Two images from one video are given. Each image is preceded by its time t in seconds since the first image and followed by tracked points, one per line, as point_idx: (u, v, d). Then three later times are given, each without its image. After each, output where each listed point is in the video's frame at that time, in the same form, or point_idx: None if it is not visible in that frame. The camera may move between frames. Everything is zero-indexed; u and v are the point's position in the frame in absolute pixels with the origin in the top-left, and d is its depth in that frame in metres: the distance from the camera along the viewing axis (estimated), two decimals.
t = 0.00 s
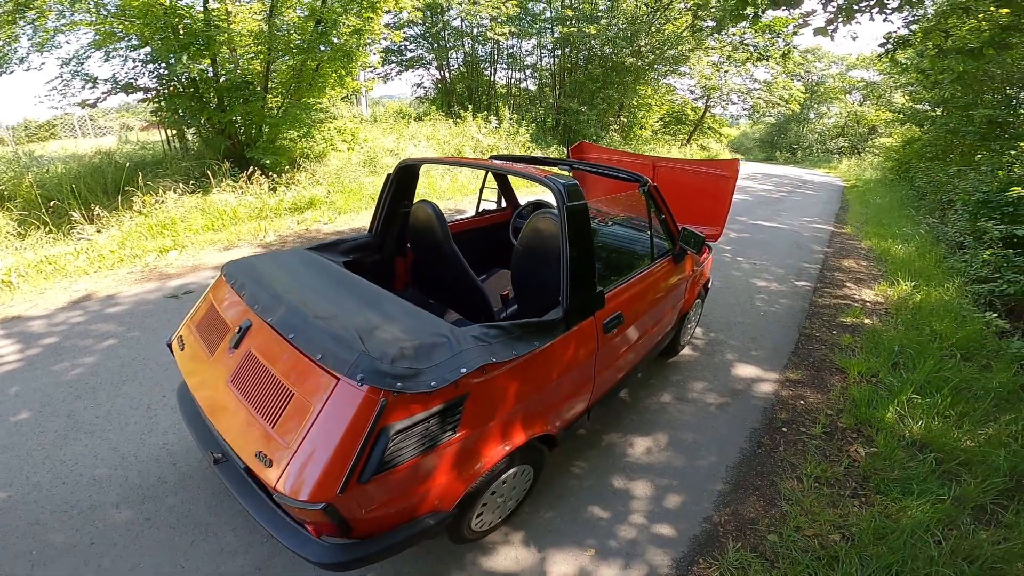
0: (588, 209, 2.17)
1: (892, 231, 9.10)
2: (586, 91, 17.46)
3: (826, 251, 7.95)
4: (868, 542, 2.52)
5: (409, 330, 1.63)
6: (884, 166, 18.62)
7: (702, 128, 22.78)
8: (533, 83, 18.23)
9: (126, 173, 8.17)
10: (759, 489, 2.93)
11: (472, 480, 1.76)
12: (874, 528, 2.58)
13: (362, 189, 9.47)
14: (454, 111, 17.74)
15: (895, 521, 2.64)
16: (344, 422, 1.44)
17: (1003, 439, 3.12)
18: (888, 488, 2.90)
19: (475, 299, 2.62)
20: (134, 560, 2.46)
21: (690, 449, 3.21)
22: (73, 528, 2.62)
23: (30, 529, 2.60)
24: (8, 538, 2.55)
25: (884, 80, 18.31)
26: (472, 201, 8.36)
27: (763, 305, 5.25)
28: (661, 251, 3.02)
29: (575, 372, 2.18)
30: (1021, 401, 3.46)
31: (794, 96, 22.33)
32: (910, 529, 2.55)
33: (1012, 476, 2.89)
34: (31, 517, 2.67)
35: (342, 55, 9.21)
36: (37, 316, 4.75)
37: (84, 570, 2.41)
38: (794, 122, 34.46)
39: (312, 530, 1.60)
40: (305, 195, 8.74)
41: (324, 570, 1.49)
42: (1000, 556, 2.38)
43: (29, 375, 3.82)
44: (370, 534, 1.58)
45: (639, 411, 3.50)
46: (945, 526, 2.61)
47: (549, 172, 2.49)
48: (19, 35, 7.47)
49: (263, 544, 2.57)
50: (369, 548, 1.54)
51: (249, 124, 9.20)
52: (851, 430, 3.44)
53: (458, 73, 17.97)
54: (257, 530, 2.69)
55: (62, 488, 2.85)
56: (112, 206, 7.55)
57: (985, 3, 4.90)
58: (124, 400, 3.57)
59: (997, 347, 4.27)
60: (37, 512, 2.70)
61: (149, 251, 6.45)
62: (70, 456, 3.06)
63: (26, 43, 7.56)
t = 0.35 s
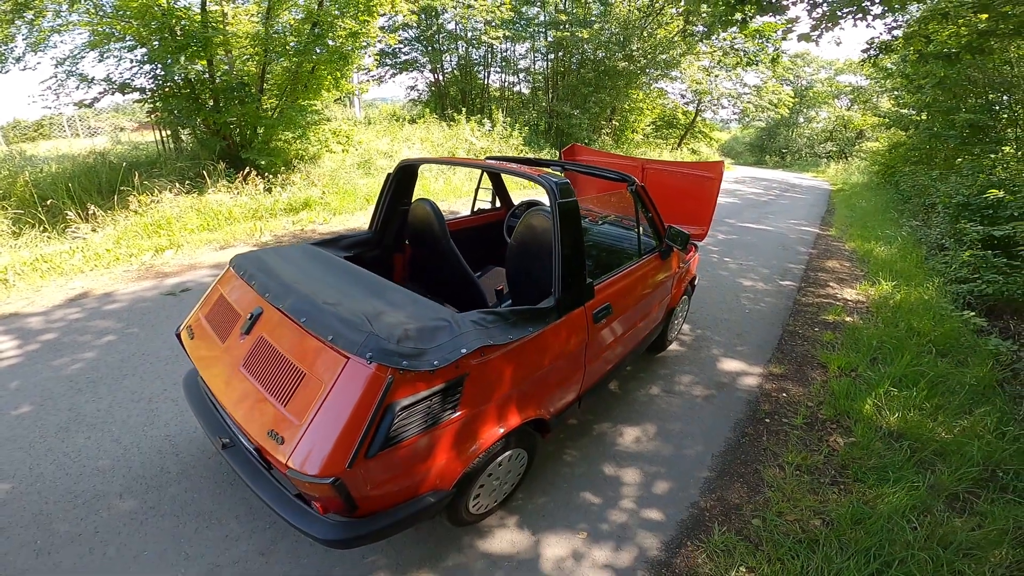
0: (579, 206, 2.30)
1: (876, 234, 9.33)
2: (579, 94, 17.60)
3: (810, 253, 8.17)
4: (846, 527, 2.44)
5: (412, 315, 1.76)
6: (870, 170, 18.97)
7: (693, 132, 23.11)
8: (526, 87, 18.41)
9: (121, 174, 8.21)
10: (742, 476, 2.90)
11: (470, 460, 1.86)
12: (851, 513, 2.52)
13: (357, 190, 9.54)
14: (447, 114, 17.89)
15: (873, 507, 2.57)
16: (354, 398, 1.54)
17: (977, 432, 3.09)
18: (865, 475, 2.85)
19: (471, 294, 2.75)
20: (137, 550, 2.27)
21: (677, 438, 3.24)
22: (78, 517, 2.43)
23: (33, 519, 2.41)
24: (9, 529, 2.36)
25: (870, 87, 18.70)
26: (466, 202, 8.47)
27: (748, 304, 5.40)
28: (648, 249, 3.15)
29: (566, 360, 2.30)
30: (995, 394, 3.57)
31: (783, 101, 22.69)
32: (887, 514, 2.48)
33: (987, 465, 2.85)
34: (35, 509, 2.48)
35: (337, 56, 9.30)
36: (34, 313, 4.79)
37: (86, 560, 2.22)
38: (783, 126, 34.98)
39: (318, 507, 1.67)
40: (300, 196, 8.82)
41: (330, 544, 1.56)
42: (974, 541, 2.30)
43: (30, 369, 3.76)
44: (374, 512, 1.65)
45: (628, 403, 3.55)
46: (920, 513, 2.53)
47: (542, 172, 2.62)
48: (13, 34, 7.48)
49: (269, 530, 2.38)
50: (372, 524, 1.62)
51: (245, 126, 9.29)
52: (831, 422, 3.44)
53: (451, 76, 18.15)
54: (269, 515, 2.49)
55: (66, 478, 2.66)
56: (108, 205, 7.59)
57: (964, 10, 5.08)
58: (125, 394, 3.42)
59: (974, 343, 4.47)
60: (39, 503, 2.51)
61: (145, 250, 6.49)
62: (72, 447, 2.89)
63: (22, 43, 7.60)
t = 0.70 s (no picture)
0: (577, 207, 2.36)
1: (873, 235, 9.40)
2: (578, 96, 17.57)
3: (808, 254, 8.24)
4: (840, 523, 2.40)
5: (417, 313, 1.82)
6: (869, 171, 19.03)
7: (692, 134, 23.21)
8: (526, 88, 18.46)
9: (124, 174, 8.26)
10: (739, 472, 2.85)
11: (471, 456, 1.90)
12: (845, 510, 2.47)
13: (358, 191, 9.60)
14: (448, 115, 17.97)
15: (866, 504, 2.52)
16: (361, 392, 1.59)
17: (970, 431, 3.10)
18: (859, 472, 2.81)
19: (471, 294, 2.81)
20: (147, 548, 2.13)
21: (675, 435, 3.18)
22: (86, 514, 2.30)
23: (41, 516, 2.28)
24: (15, 526, 2.23)
25: (869, 88, 18.76)
26: (466, 203, 8.52)
27: (746, 304, 5.47)
28: (646, 249, 3.22)
29: (565, 358, 2.36)
30: (987, 394, 3.62)
31: (782, 103, 22.78)
32: (879, 511, 2.44)
33: (979, 463, 2.85)
34: (42, 505, 2.34)
35: (338, 58, 9.38)
36: (39, 312, 4.83)
37: (94, 557, 2.09)
38: (782, 128, 35.07)
39: (324, 500, 1.70)
40: (301, 196, 8.87)
41: (336, 536, 1.59)
42: (965, 538, 2.30)
43: (34, 367, 3.71)
44: (378, 505, 1.69)
45: (626, 400, 3.52)
46: (912, 510, 2.48)
47: (542, 174, 2.68)
48: (18, 36, 7.56)
49: (274, 524, 2.27)
50: (377, 517, 1.66)
51: (247, 128, 9.37)
52: (825, 420, 3.42)
53: (451, 77, 18.22)
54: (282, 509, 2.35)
55: (73, 475, 2.53)
56: (111, 205, 7.65)
57: (960, 13, 5.14)
58: (131, 391, 3.29)
59: (969, 343, 4.54)
60: (45, 500, 2.37)
61: (148, 250, 6.55)
62: (79, 444, 2.75)
63: (25, 44, 7.66)
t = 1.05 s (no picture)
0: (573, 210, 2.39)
1: (871, 237, 9.44)
2: (578, 97, 17.61)
3: (806, 255, 8.29)
4: (831, 524, 2.36)
5: (414, 314, 1.84)
6: (869, 172, 19.05)
7: (692, 134, 23.24)
8: (526, 89, 18.44)
9: (124, 174, 8.29)
10: (732, 473, 2.80)
11: (468, 455, 1.91)
12: (837, 510, 2.43)
13: (358, 191, 9.64)
14: (447, 115, 18.00)
15: (858, 504, 2.50)
16: (359, 392, 1.61)
17: (963, 433, 3.13)
18: (852, 473, 2.78)
19: (469, 296, 2.84)
20: (146, 544, 2.15)
21: (671, 436, 3.13)
22: (87, 512, 2.31)
23: (44, 513, 2.30)
24: (18, 524, 2.25)
25: (869, 89, 18.76)
26: (466, 204, 8.54)
27: (743, 305, 5.51)
28: (642, 251, 3.25)
29: (560, 358, 2.38)
30: (983, 395, 3.64)
31: (782, 103, 22.81)
32: (871, 511, 2.42)
33: (972, 464, 2.86)
34: (44, 503, 2.37)
35: (338, 58, 9.42)
36: (40, 311, 4.86)
37: (95, 554, 2.11)
38: (782, 129, 35.08)
39: (322, 499, 1.72)
40: (301, 197, 8.91)
41: (335, 533, 1.62)
42: (957, 539, 2.27)
43: (36, 367, 3.73)
44: (376, 503, 1.71)
45: (622, 401, 3.47)
46: (904, 510, 2.47)
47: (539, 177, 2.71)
48: (19, 36, 7.59)
49: (274, 522, 2.28)
50: (374, 514, 1.68)
51: (247, 128, 9.41)
52: (820, 421, 3.41)
53: (451, 77, 18.23)
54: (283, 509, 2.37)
55: (74, 473, 2.55)
56: (111, 205, 7.68)
57: (958, 15, 5.17)
58: (132, 391, 3.32)
59: (966, 344, 4.57)
60: (47, 498, 2.39)
61: (148, 250, 6.58)
62: (80, 443, 2.78)
63: (26, 44, 7.68)
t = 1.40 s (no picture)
0: (572, 206, 2.38)
1: (871, 236, 9.43)
2: (578, 95, 17.59)
3: (806, 254, 8.28)
4: (830, 522, 2.28)
5: (411, 309, 1.82)
6: (869, 171, 19.02)
7: (693, 133, 23.20)
8: (526, 87, 18.40)
9: (124, 172, 8.28)
10: (732, 470, 2.71)
11: (466, 452, 1.88)
12: (838, 509, 2.36)
13: (358, 189, 9.63)
14: (447, 114, 17.97)
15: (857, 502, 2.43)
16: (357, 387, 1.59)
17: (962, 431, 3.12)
18: (852, 471, 2.72)
19: (469, 293, 2.83)
20: (143, 541, 2.14)
21: (670, 432, 3.03)
22: (84, 509, 2.30)
23: (41, 510, 2.29)
24: (15, 521, 2.24)
25: (870, 88, 18.72)
26: (465, 202, 8.51)
27: (743, 304, 5.49)
28: (642, 248, 3.24)
29: (560, 354, 2.36)
30: (982, 394, 3.64)
31: (783, 102, 22.78)
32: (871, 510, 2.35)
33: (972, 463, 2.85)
34: (41, 500, 2.36)
35: (338, 56, 9.39)
36: (39, 308, 4.85)
37: (92, 551, 2.10)
38: (782, 128, 35.03)
39: (320, 495, 1.70)
40: (301, 194, 8.90)
41: (333, 530, 1.60)
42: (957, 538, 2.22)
43: (34, 364, 3.71)
44: (374, 500, 1.68)
45: (622, 398, 3.36)
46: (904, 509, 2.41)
47: (538, 174, 2.69)
48: (19, 34, 7.57)
49: (272, 519, 2.26)
50: (373, 511, 1.66)
51: (247, 126, 9.40)
52: (820, 419, 3.36)
53: (452, 76, 18.20)
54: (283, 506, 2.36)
55: (72, 470, 2.54)
56: (111, 202, 7.67)
57: (960, 12, 5.13)
58: (129, 388, 3.30)
59: (965, 344, 4.57)
60: (44, 495, 2.38)
61: (147, 247, 6.57)
62: (77, 440, 2.76)
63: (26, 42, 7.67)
